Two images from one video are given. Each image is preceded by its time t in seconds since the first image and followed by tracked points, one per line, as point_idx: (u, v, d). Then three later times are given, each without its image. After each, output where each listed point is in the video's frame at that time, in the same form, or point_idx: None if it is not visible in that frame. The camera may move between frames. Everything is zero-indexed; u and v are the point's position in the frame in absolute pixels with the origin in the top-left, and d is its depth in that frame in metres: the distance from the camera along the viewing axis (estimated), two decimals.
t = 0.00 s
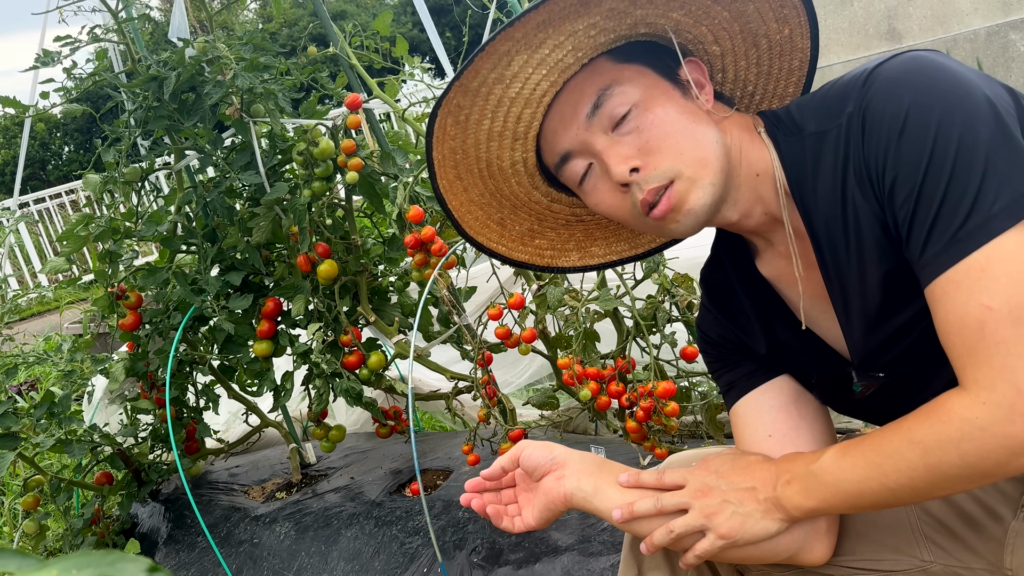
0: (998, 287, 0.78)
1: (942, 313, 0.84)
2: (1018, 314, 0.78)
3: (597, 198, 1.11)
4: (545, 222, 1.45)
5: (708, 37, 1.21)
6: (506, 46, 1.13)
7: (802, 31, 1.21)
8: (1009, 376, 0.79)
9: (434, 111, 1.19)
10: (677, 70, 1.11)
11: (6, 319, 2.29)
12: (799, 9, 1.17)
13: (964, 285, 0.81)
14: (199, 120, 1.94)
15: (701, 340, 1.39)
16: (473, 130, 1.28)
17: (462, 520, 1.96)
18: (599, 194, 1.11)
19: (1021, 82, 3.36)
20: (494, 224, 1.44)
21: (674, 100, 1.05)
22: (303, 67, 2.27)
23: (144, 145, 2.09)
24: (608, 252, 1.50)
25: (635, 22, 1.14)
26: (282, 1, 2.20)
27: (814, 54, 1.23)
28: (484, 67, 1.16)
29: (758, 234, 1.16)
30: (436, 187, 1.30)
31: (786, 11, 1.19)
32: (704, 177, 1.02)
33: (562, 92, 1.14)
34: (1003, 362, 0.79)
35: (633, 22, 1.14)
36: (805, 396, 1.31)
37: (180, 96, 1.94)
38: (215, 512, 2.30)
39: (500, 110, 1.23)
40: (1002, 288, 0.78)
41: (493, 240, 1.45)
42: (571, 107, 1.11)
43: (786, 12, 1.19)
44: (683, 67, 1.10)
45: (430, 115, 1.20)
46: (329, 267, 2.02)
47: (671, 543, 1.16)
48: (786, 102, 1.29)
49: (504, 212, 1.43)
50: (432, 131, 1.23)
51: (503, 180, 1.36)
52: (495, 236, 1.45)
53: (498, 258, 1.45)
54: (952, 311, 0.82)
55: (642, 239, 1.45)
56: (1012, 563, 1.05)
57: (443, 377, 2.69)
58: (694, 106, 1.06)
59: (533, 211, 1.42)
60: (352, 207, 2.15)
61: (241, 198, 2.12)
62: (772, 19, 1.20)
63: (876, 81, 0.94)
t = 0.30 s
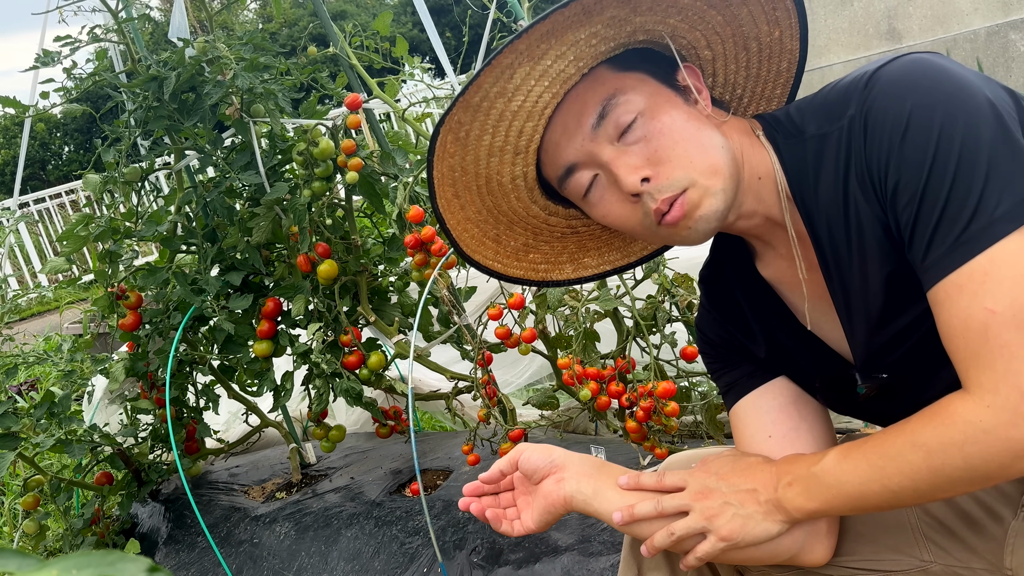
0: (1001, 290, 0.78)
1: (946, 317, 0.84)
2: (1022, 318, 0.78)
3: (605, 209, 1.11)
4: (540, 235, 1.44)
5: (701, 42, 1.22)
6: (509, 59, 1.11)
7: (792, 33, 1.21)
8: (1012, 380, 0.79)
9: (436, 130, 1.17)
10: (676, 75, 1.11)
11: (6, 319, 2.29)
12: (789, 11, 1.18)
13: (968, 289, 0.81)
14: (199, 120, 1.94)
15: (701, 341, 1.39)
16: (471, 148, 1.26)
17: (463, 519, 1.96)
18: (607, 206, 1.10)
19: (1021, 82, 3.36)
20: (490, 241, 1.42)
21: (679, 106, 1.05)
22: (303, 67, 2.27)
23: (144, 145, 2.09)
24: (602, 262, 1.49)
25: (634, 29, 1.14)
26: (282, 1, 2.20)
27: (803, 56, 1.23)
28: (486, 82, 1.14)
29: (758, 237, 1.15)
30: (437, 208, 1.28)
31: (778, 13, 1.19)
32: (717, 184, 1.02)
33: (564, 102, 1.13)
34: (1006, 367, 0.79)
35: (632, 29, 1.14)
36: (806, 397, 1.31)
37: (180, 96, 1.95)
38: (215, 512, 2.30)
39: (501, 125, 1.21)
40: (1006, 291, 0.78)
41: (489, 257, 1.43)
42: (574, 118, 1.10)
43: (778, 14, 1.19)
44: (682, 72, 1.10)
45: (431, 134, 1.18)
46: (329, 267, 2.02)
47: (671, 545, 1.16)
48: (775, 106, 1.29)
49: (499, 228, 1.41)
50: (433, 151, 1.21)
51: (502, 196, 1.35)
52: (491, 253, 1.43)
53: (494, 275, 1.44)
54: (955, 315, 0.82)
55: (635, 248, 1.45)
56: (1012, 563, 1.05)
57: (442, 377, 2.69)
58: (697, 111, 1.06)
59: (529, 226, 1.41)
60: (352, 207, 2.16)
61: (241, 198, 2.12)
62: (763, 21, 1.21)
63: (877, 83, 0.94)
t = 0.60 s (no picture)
0: (1001, 298, 0.78)
1: (945, 324, 0.84)
2: (1022, 324, 0.78)
3: (601, 215, 1.11)
4: (538, 239, 1.44)
5: (698, 44, 1.21)
6: (503, 66, 1.11)
7: (790, 34, 1.21)
8: (1012, 387, 0.79)
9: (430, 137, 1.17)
10: (672, 80, 1.11)
11: (6, 319, 2.29)
12: (787, 12, 1.18)
13: (967, 295, 0.81)
14: (199, 120, 1.94)
15: (700, 342, 1.39)
16: (468, 154, 1.26)
17: (463, 520, 1.96)
18: (603, 211, 1.10)
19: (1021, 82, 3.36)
20: (488, 246, 1.43)
21: (675, 111, 1.05)
22: (303, 67, 2.27)
23: (144, 145, 2.09)
24: (601, 265, 1.49)
25: (630, 34, 1.14)
26: (281, 1, 2.20)
27: (801, 56, 1.23)
28: (481, 90, 1.14)
29: (756, 241, 1.15)
30: (432, 214, 1.29)
31: (775, 15, 1.19)
32: (713, 188, 1.02)
33: (559, 109, 1.12)
34: (1006, 374, 0.79)
35: (628, 34, 1.14)
36: (806, 399, 1.31)
37: (180, 96, 1.95)
38: (215, 512, 2.30)
39: (496, 132, 1.21)
40: (1006, 298, 0.78)
41: (487, 262, 1.44)
42: (570, 123, 1.10)
43: (776, 15, 1.19)
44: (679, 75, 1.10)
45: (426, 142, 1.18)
46: (329, 267, 2.02)
47: (670, 548, 1.16)
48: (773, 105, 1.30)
49: (498, 233, 1.42)
50: (429, 157, 1.21)
51: (500, 203, 1.35)
52: (489, 258, 1.44)
53: (492, 279, 1.44)
54: (954, 322, 0.82)
55: (634, 251, 1.46)
56: (1012, 564, 1.05)
57: (442, 377, 2.69)
58: (693, 115, 1.06)
59: (527, 230, 1.41)
60: (352, 207, 2.16)
61: (241, 198, 2.12)
62: (761, 23, 1.21)
63: (875, 88, 0.94)
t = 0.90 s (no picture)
0: (999, 298, 0.78)
1: (944, 323, 0.84)
2: (1021, 325, 0.78)
3: (596, 208, 1.10)
4: (538, 240, 1.43)
5: (696, 45, 1.22)
6: (499, 55, 1.12)
7: (789, 35, 1.21)
8: (1011, 388, 0.79)
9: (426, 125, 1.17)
10: (670, 77, 1.11)
11: (6, 320, 2.29)
12: (785, 13, 1.17)
13: (966, 296, 0.81)
14: (199, 120, 1.94)
15: (698, 343, 1.39)
16: (465, 146, 1.26)
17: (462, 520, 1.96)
18: (598, 204, 1.09)
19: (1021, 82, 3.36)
20: (487, 245, 1.42)
21: (671, 104, 1.05)
22: (303, 67, 2.27)
23: (144, 145, 2.09)
24: (601, 270, 1.48)
25: (627, 29, 1.15)
26: (281, 1, 2.20)
27: (801, 59, 1.23)
28: (477, 78, 1.15)
29: (755, 242, 1.15)
30: (429, 206, 1.28)
31: (773, 16, 1.19)
32: (710, 179, 1.02)
33: (556, 101, 1.13)
34: (1005, 375, 0.79)
35: (625, 29, 1.14)
36: (804, 399, 1.31)
37: (180, 96, 1.95)
38: (215, 513, 2.30)
39: (494, 123, 1.21)
40: (1004, 299, 0.78)
41: (486, 261, 1.44)
42: (566, 116, 1.11)
43: (773, 16, 1.19)
44: (677, 73, 1.10)
45: (422, 130, 1.19)
46: (329, 267, 2.02)
47: (670, 551, 1.16)
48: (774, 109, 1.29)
49: (497, 232, 1.41)
50: (425, 147, 1.21)
51: (497, 197, 1.34)
52: (488, 257, 1.43)
53: (490, 279, 1.44)
54: (953, 322, 0.82)
55: (635, 257, 1.45)
56: (1011, 565, 1.05)
57: (443, 377, 2.70)
58: (690, 111, 1.06)
59: (526, 230, 1.41)
60: (352, 207, 2.16)
61: (241, 198, 2.12)
62: (759, 24, 1.20)
63: (873, 89, 0.94)
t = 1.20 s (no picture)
0: (994, 299, 0.78)
1: (940, 324, 0.84)
2: (1016, 324, 0.78)
3: (593, 212, 1.10)
4: (537, 242, 1.43)
5: (693, 47, 1.22)
6: (494, 62, 1.13)
7: (786, 37, 1.21)
8: (1006, 387, 0.79)
9: (423, 132, 1.18)
10: (666, 80, 1.11)
11: (6, 320, 2.29)
12: (781, 15, 1.17)
13: (960, 296, 0.81)
14: (199, 120, 1.94)
15: (697, 343, 1.39)
16: (463, 151, 1.27)
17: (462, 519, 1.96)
18: (595, 208, 1.10)
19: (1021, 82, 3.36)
20: (486, 248, 1.42)
21: (666, 109, 1.05)
22: (303, 67, 2.27)
23: (145, 145, 2.09)
24: (602, 271, 1.48)
25: (621, 34, 1.14)
26: (281, 1, 2.20)
27: (799, 60, 1.22)
28: (473, 85, 1.16)
29: (752, 243, 1.15)
30: (428, 211, 1.28)
31: (769, 18, 1.19)
32: (703, 188, 1.01)
33: (552, 107, 1.14)
34: (1001, 375, 0.79)
35: (619, 34, 1.14)
36: (803, 400, 1.31)
37: (180, 96, 1.95)
38: (215, 512, 2.30)
39: (490, 129, 1.22)
40: (999, 300, 0.78)
41: (486, 264, 1.43)
42: (561, 121, 1.11)
43: (770, 18, 1.19)
44: (672, 77, 1.10)
45: (419, 137, 1.19)
46: (329, 267, 2.02)
47: (669, 552, 1.16)
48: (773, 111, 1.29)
49: (496, 235, 1.41)
50: (423, 152, 1.21)
51: (496, 201, 1.35)
52: (488, 260, 1.43)
53: (492, 282, 1.43)
54: (948, 321, 0.82)
55: (635, 258, 1.45)
56: (1011, 565, 1.04)
57: (443, 377, 2.70)
58: (685, 115, 1.06)
59: (526, 232, 1.41)
60: (352, 207, 2.16)
61: (241, 199, 2.12)
62: (755, 26, 1.20)
63: (868, 90, 0.94)
